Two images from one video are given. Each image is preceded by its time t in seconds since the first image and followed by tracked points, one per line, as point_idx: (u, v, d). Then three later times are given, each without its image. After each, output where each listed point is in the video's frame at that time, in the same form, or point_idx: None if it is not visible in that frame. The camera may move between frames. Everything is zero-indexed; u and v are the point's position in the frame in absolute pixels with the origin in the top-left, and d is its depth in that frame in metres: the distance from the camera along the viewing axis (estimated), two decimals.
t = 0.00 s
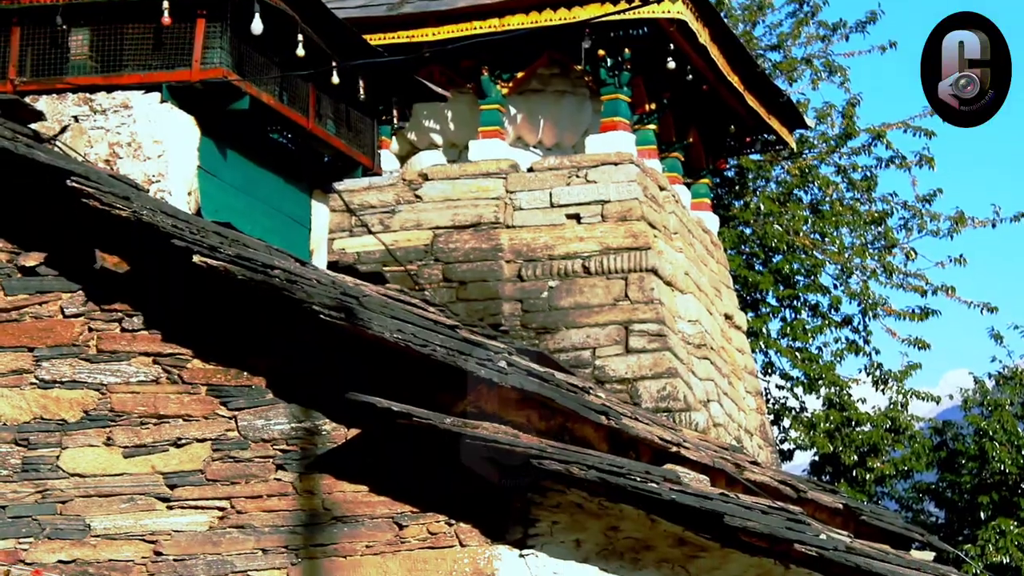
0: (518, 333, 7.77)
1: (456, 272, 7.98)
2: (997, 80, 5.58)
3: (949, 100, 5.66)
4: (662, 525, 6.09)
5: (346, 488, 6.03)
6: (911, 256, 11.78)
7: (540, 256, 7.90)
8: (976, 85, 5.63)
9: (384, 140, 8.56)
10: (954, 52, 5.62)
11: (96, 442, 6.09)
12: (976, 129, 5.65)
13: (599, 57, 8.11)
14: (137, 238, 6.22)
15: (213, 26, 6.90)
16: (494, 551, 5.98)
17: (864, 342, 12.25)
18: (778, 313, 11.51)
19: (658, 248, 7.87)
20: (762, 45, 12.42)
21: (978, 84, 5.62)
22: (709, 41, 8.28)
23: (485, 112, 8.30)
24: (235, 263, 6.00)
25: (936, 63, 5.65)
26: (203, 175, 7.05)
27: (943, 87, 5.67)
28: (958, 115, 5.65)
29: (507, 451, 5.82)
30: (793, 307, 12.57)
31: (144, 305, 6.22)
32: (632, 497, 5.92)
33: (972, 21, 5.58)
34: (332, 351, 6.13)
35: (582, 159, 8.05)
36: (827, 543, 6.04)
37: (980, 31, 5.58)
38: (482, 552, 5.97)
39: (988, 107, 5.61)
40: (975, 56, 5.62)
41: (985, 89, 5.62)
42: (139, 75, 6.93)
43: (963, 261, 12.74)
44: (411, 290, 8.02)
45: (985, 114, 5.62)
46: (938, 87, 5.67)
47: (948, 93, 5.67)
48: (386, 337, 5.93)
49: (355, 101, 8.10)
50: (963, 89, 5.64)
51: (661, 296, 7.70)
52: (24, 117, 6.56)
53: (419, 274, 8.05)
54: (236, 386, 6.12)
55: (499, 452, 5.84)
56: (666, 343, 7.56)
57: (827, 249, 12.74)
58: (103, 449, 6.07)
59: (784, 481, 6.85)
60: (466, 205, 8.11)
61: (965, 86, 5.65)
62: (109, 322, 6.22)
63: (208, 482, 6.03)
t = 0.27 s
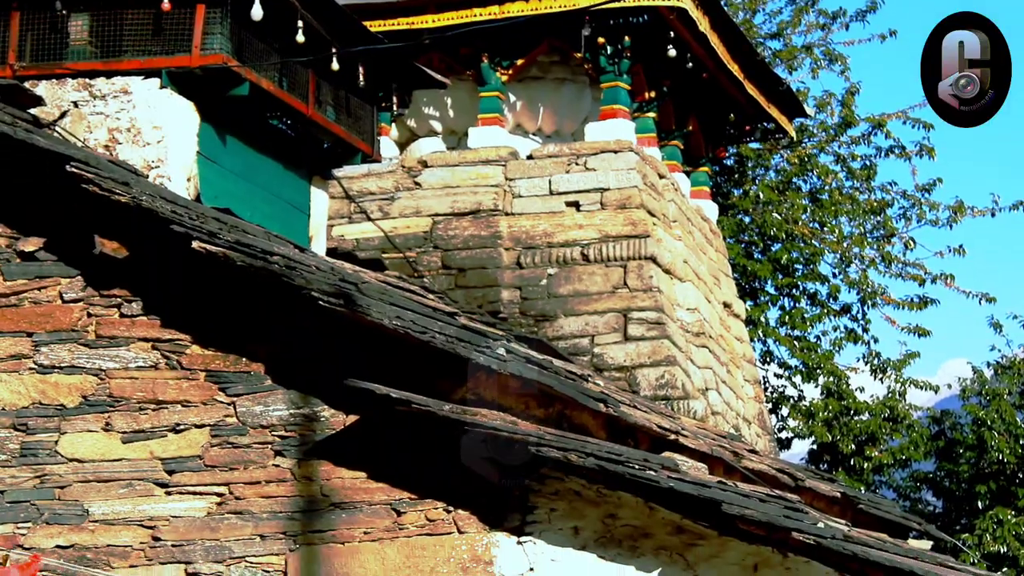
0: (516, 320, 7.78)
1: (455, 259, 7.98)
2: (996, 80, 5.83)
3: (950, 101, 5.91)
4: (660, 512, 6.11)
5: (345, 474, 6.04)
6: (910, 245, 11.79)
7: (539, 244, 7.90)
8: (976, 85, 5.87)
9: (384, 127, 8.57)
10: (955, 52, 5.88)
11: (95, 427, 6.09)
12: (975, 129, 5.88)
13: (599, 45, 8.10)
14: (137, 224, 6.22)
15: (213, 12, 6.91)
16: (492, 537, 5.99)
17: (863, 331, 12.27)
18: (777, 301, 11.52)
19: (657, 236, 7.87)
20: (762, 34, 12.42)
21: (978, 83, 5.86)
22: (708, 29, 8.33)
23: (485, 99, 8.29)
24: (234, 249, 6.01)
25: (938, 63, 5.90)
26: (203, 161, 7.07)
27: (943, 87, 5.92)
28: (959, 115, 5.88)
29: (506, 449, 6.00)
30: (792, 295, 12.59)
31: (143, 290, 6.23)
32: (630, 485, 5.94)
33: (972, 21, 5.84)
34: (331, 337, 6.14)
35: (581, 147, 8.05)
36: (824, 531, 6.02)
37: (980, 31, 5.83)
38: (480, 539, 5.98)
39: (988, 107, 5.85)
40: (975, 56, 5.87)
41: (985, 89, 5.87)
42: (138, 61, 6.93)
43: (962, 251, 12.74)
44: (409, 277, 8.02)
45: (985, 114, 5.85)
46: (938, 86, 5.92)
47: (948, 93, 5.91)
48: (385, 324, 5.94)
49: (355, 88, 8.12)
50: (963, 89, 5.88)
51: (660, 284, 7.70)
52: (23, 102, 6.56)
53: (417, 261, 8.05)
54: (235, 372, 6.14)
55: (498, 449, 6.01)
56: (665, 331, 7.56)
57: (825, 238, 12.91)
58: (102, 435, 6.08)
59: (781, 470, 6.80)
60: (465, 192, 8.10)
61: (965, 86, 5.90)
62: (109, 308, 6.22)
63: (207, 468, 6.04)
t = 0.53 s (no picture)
0: (517, 302, 7.78)
1: (455, 241, 7.97)
2: (997, 80, 6.09)
3: (949, 100, 6.25)
4: (661, 494, 6.07)
5: (345, 455, 6.04)
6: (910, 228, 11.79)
7: (540, 225, 7.90)
8: (976, 85, 6.19)
9: (384, 108, 8.66)
10: (955, 52, 6.17)
11: (95, 407, 6.10)
12: (975, 128, 6.20)
13: (601, 26, 8.12)
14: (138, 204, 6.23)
15: None
16: (493, 519, 6.01)
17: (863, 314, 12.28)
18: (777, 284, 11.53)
19: (658, 218, 7.86)
20: (763, 17, 12.43)
21: (978, 83, 6.17)
22: (709, 11, 8.35)
23: (485, 80, 8.24)
24: (235, 229, 6.01)
25: (938, 63, 6.23)
26: (204, 142, 7.09)
27: (943, 87, 6.26)
28: (959, 114, 6.21)
29: (507, 449, 5.97)
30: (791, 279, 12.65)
31: (143, 271, 6.24)
32: (631, 467, 5.93)
33: (972, 22, 6.09)
34: (332, 319, 6.14)
35: (583, 128, 8.01)
36: (825, 514, 5.96)
37: (981, 32, 6.09)
38: (481, 520, 6.00)
39: (988, 107, 6.14)
40: (975, 56, 6.14)
41: (985, 89, 6.16)
42: (139, 41, 6.99)
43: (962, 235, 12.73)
44: (410, 258, 8.01)
45: (985, 114, 6.15)
46: (938, 86, 6.27)
47: (949, 92, 6.26)
48: (385, 305, 5.93)
49: (355, 69, 8.45)
50: (962, 89, 6.22)
51: (660, 266, 7.68)
52: (24, 81, 6.57)
53: (418, 242, 8.04)
54: (236, 353, 6.15)
55: (498, 449, 5.98)
56: (666, 314, 7.55)
57: (826, 221, 13.01)
58: (103, 415, 6.09)
59: (782, 453, 6.80)
60: (466, 173, 8.07)
61: (965, 85, 6.23)
62: (109, 288, 6.24)
63: (207, 448, 6.05)
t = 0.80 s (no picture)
0: (517, 284, 7.77)
1: (456, 224, 7.93)
2: (996, 80, 6.01)
3: (949, 101, 6.13)
4: (661, 476, 6.10)
5: (346, 437, 6.08)
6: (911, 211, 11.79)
7: (540, 208, 7.89)
8: (976, 85, 6.07)
9: (385, 91, 8.61)
10: (955, 52, 6.06)
11: (95, 389, 6.11)
12: (975, 128, 6.09)
13: (601, 9, 8.16)
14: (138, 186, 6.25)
15: None
16: (491, 501, 6.03)
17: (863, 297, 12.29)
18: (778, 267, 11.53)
19: (658, 201, 7.86)
20: None
21: (978, 83, 6.06)
22: None
23: (485, 63, 8.21)
24: (235, 211, 6.01)
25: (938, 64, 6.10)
26: (204, 124, 7.11)
27: (943, 87, 6.14)
28: (959, 115, 6.10)
29: (507, 449, 6.02)
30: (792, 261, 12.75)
31: (144, 253, 6.26)
32: (630, 449, 5.95)
33: (972, 22, 6.02)
34: (332, 301, 6.16)
35: (583, 111, 8.01)
36: (824, 496, 6.00)
37: (980, 32, 6.01)
38: (480, 502, 6.03)
39: (988, 107, 6.04)
40: (975, 56, 6.05)
41: (985, 89, 6.05)
42: (139, 23, 7.00)
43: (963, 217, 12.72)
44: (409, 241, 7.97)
45: (985, 114, 6.05)
46: (938, 87, 6.15)
47: (948, 93, 6.14)
48: (385, 288, 5.95)
49: (356, 52, 8.57)
50: (962, 89, 6.10)
51: (661, 250, 7.69)
52: (24, 64, 6.56)
53: (418, 225, 8.00)
54: (236, 335, 6.16)
55: (498, 449, 6.02)
56: (666, 297, 7.56)
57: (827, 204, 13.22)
58: (103, 397, 6.10)
59: (782, 436, 6.75)
60: (467, 155, 8.04)
61: (965, 85, 6.11)
62: (110, 270, 6.24)
63: (208, 430, 6.07)
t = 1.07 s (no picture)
0: (518, 265, 7.78)
1: (457, 204, 7.93)
2: (996, 81, 6.60)
3: (949, 101, 6.79)
4: (661, 456, 6.10)
5: (345, 416, 6.09)
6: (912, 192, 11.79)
7: (541, 188, 7.88)
8: (975, 86, 6.73)
9: (386, 71, 8.62)
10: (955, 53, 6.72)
11: (96, 367, 6.13)
12: (975, 126, 6.72)
13: None
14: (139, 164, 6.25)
15: None
16: (492, 481, 6.04)
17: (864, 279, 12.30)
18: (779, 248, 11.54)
19: (659, 182, 7.86)
20: None
21: (977, 84, 6.71)
22: None
23: (486, 43, 8.19)
24: (235, 190, 6.02)
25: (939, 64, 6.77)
26: (204, 103, 7.10)
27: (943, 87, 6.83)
28: (959, 113, 6.75)
29: (507, 449, 6.08)
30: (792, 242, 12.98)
31: (144, 232, 6.26)
32: (630, 429, 5.96)
33: (973, 24, 6.61)
34: (333, 280, 6.17)
35: (584, 91, 7.99)
36: (824, 476, 5.97)
37: (982, 34, 6.60)
38: (480, 482, 6.04)
39: (987, 106, 6.66)
40: (975, 57, 6.68)
41: (985, 89, 6.68)
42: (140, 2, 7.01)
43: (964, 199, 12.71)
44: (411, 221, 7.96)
45: (985, 113, 6.67)
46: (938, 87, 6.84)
47: (949, 93, 6.81)
48: (386, 267, 5.95)
49: (357, 32, 8.44)
50: (961, 89, 6.78)
51: (662, 230, 7.71)
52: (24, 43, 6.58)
53: (419, 205, 7.99)
54: (236, 315, 6.18)
55: (498, 449, 6.07)
56: (667, 277, 7.57)
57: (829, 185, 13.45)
58: (103, 375, 6.12)
59: (782, 416, 6.76)
60: (468, 136, 8.03)
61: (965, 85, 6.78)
62: (110, 250, 6.25)
63: (208, 409, 6.09)
